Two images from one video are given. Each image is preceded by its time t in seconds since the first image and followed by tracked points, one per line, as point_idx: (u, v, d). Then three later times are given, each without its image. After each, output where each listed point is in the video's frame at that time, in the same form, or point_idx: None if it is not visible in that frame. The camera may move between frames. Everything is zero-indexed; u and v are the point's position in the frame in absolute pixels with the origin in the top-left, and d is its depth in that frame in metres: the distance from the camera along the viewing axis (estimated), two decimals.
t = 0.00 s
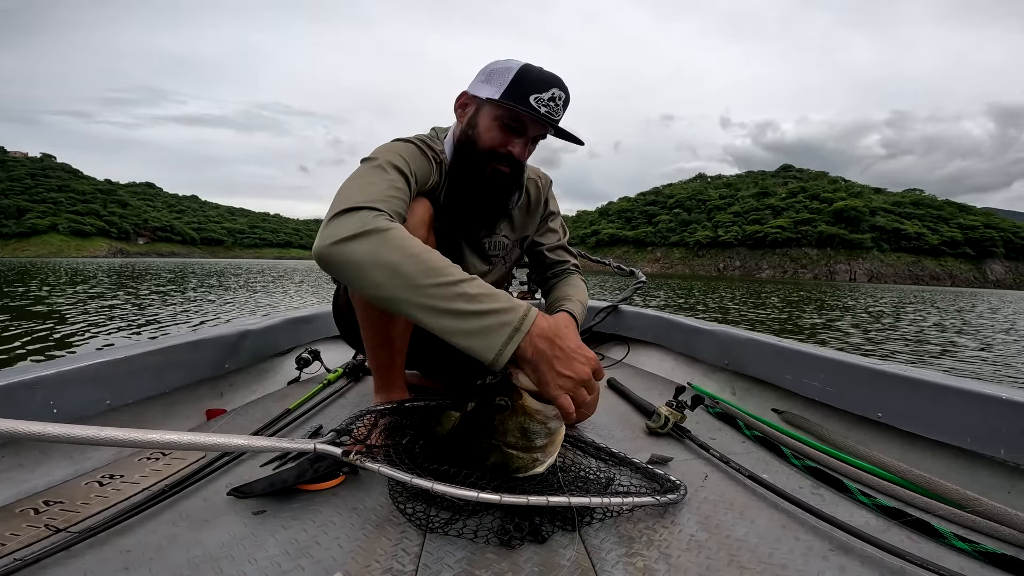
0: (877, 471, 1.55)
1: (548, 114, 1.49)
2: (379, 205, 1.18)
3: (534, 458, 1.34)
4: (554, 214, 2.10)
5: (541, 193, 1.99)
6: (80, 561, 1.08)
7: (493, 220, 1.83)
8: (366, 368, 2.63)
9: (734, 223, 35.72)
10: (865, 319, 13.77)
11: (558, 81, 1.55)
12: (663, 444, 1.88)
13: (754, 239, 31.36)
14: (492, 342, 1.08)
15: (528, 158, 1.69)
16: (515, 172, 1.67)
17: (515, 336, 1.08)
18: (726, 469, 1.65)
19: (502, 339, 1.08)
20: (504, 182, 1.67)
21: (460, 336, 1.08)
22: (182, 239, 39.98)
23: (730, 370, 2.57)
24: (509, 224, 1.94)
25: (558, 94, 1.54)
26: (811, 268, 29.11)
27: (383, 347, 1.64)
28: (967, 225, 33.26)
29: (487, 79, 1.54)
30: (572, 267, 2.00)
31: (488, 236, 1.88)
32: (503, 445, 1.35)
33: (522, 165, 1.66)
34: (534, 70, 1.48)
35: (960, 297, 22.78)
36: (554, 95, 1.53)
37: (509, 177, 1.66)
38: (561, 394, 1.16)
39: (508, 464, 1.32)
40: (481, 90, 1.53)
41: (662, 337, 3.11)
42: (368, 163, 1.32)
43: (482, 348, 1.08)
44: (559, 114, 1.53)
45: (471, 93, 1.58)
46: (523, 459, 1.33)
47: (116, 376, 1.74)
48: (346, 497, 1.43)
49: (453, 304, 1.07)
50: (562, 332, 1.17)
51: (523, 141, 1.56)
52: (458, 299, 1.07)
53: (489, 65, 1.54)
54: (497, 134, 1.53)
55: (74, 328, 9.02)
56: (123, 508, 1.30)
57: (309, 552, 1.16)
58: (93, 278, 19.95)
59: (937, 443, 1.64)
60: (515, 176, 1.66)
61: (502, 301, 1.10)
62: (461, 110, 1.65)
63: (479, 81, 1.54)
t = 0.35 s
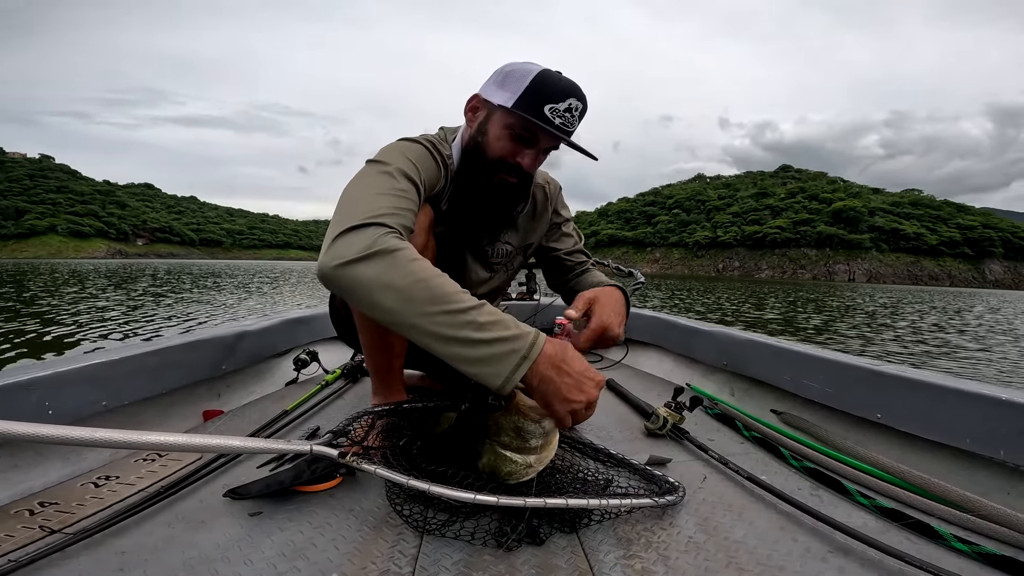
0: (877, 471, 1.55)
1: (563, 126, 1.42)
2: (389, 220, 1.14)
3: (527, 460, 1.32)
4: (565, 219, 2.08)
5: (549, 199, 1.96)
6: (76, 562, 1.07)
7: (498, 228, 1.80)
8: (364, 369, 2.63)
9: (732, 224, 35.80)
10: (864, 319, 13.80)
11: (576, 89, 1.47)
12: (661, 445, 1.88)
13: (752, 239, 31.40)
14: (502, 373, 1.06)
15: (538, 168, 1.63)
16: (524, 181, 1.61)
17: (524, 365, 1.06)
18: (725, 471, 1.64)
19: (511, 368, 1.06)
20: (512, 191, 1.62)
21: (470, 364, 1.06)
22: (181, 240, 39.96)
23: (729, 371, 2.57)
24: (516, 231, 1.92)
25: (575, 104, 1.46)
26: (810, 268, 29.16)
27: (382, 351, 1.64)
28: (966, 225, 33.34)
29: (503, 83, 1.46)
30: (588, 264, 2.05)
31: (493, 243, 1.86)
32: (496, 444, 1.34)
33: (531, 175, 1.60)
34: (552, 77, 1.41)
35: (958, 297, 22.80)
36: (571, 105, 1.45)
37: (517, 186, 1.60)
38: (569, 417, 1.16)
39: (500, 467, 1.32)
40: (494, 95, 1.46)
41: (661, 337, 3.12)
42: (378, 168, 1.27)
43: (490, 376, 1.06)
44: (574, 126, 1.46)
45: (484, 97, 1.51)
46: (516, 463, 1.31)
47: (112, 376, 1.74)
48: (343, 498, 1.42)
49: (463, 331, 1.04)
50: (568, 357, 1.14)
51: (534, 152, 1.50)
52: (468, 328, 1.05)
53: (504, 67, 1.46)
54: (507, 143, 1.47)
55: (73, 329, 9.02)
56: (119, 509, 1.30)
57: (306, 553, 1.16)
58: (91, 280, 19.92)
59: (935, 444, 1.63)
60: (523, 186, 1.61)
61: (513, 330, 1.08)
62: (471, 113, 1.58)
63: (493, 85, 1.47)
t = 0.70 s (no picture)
0: (878, 472, 1.55)
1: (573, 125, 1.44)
2: (400, 230, 1.14)
3: (524, 467, 1.29)
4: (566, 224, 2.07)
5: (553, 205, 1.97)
6: (76, 563, 1.07)
7: (504, 231, 1.79)
8: (364, 369, 2.63)
9: (731, 224, 35.87)
10: (863, 320, 13.83)
11: (586, 91, 1.49)
12: (661, 445, 1.88)
13: (751, 240, 31.47)
14: (509, 394, 1.06)
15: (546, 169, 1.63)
16: (532, 182, 1.60)
17: (531, 385, 1.05)
18: (725, 470, 1.65)
19: (518, 390, 1.06)
20: (520, 193, 1.61)
21: (477, 380, 1.06)
22: (180, 241, 39.93)
23: (729, 371, 2.57)
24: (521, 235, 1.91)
25: (585, 105, 1.48)
26: (809, 268, 29.19)
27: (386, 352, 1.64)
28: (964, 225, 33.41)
29: (514, 83, 1.47)
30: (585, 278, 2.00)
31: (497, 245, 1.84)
32: (496, 449, 1.31)
33: (540, 177, 1.60)
34: (562, 77, 1.43)
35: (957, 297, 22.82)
36: (581, 106, 1.47)
37: (525, 187, 1.60)
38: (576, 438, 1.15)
39: (497, 470, 1.29)
40: (505, 94, 1.47)
41: (660, 338, 3.12)
42: (389, 171, 1.26)
43: (497, 395, 1.06)
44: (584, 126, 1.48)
45: (494, 97, 1.51)
46: (512, 468, 1.28)
47: (113, 377, 1.73)
48: (344, 499, 1.42)
49: (471, 349, 1.04)
50: (575, 380, 1.13)
51: (544, 152, 1.51)
52: (477, 345, 1.05)
53: (514, 67, 1.47)
54: (517, 143, 1.48)
55: (72, 330, 9.02)
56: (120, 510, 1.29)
57: (307, 553, 1.16)
58: (90, 281, 19.90)
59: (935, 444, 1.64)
60: (531, 188, 1.61)
61: (522, 351, 1.07)
62: (481, 114, 1.59)
63: (504, 85, 1.48)
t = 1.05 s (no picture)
0: (878, 472, 1.55)
1: (561, 124, 1.40)
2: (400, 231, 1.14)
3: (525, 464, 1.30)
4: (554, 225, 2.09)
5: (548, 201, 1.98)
6: (75, 562, 1.07)
7: (500, 228, 1.78)
8: (364, 370, 2.63)
9: (730, 224, 35.92)
10: (862, 319, 13.87)
11: (577, 87, 1.44)
12: (661, 445, 1.88)
13: (750, 240, 31.53)
14: (506, 395, 1.06)
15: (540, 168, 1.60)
16: (524, 179, 1.58)
17: (529, 385, 1.05)
18: (725, 470, 1.65)
19: (516, 390, 1.06)
20: (512, 190, 1.60)
21: (474, 378, 1.06)
22: (179, 241, 39.89)
23: (729, 371, 2.57)
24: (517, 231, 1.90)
25: (575, 102, 1.43)
26: (808, 268, 29.22)
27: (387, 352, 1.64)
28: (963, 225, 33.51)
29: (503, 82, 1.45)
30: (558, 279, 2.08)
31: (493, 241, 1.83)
32: (495, 449, 1.31)
33: (532, 174, 1.57)
34: (550, 73, 1.38)
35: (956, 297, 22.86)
36: (570, 104, 1.43)
37: (517, 185, 1.58)
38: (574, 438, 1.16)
39: (496, 469, 1.30)
40: (493, 93, 1.45)
41: (660, 338, 3.12)
42: (386, 172, 1.26)
43: (496, 394, 1.06)
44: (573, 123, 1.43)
45: (484, 96, 1.50)
46: (512, 465, 1.30)
47: (112, 376, 1.73)
48: (343, 499, 1.42)
49: (470, 348, 1.04)
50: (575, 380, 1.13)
51: (534, 150, 1.47)
52: (475, 344, 1.05)
53: (505, 65, 1.45)
54: (506, 142, 1.46)
55: (72, 330, 9.03)
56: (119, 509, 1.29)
57: (306, 553, 1.16)
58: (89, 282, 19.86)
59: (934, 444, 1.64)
60: (523, 185, 1.59)
61: (517, 350, 1.07)
62: (473, 112, 1.58)
63: (493, 84, 1.46)
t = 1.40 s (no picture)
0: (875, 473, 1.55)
1: (524, 118, 1.38)
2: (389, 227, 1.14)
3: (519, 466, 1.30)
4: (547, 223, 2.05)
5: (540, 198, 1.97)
6: (69, 564, 1.06)
7: (490, 223, 1.79)
8: (361, 372, 2.62)
9: (730, 224, 35.91)
10: (861, 320, 13.86)
11: (543, 75, 1.40)
12: (658, 447, 1.88)
13: (750, 241, 31.51)
14: (514, 370, 1.04)
15: (521, 162, 1.58)
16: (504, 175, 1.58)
17: (535, 355, 1.04)
18: (721, 472, 1.65)
19: (522, 363, 1.04)
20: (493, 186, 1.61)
21: (478, 359, 1.04)
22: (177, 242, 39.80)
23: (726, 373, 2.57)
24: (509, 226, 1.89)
25: (540, 93, 1.39)
26: (808, 268, 29.20)
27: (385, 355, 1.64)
28: (962, 225, 33.53)
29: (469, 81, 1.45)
30: (548, 279, 2.00)
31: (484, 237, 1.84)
32: (489, 452, 1.31)
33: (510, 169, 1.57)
34: (512, 67, 1.36)
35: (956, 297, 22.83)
36: (535, 94, 1.39)
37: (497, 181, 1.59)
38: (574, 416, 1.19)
39: (493, 472, 1.30)
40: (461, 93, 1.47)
41: (658, 339, 3.11)
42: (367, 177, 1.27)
43: (501, 370, 1.04)
44: (539, 114, 1.40)
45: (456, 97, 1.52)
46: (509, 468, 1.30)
47: (108, 379, 1.73)
48: (339, 501, 1.42)
49: (468, 327, 1.03)
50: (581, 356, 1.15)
51: (506, 147, 1.46)
52: (472, 323, 1.03)
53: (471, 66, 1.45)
54: (476, 140, 1.47)
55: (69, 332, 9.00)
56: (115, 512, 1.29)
57: (301, 555, 1.16)
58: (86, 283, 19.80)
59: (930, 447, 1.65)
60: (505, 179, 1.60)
61: (517, 321, 1.06)
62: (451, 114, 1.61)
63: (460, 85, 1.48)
